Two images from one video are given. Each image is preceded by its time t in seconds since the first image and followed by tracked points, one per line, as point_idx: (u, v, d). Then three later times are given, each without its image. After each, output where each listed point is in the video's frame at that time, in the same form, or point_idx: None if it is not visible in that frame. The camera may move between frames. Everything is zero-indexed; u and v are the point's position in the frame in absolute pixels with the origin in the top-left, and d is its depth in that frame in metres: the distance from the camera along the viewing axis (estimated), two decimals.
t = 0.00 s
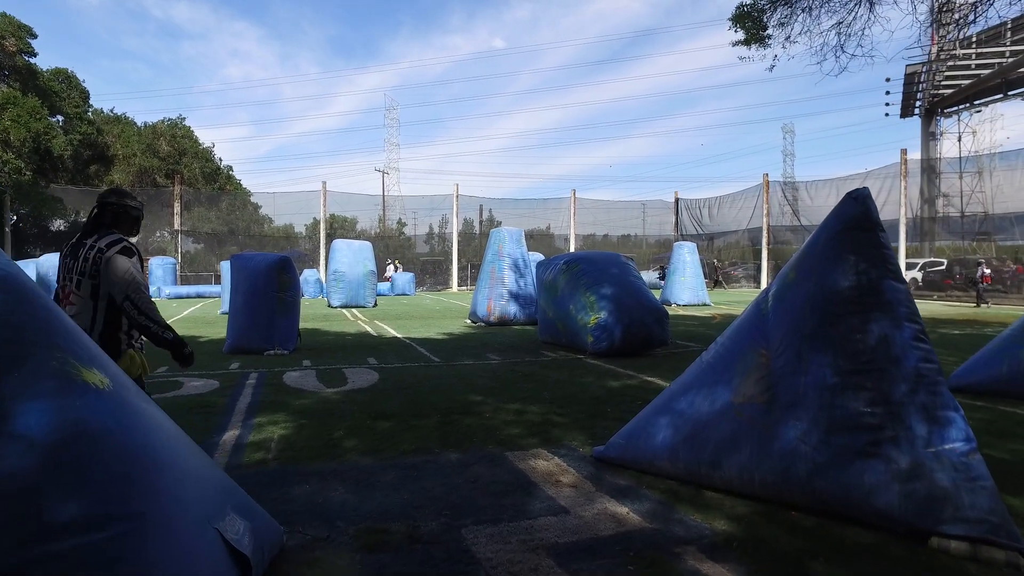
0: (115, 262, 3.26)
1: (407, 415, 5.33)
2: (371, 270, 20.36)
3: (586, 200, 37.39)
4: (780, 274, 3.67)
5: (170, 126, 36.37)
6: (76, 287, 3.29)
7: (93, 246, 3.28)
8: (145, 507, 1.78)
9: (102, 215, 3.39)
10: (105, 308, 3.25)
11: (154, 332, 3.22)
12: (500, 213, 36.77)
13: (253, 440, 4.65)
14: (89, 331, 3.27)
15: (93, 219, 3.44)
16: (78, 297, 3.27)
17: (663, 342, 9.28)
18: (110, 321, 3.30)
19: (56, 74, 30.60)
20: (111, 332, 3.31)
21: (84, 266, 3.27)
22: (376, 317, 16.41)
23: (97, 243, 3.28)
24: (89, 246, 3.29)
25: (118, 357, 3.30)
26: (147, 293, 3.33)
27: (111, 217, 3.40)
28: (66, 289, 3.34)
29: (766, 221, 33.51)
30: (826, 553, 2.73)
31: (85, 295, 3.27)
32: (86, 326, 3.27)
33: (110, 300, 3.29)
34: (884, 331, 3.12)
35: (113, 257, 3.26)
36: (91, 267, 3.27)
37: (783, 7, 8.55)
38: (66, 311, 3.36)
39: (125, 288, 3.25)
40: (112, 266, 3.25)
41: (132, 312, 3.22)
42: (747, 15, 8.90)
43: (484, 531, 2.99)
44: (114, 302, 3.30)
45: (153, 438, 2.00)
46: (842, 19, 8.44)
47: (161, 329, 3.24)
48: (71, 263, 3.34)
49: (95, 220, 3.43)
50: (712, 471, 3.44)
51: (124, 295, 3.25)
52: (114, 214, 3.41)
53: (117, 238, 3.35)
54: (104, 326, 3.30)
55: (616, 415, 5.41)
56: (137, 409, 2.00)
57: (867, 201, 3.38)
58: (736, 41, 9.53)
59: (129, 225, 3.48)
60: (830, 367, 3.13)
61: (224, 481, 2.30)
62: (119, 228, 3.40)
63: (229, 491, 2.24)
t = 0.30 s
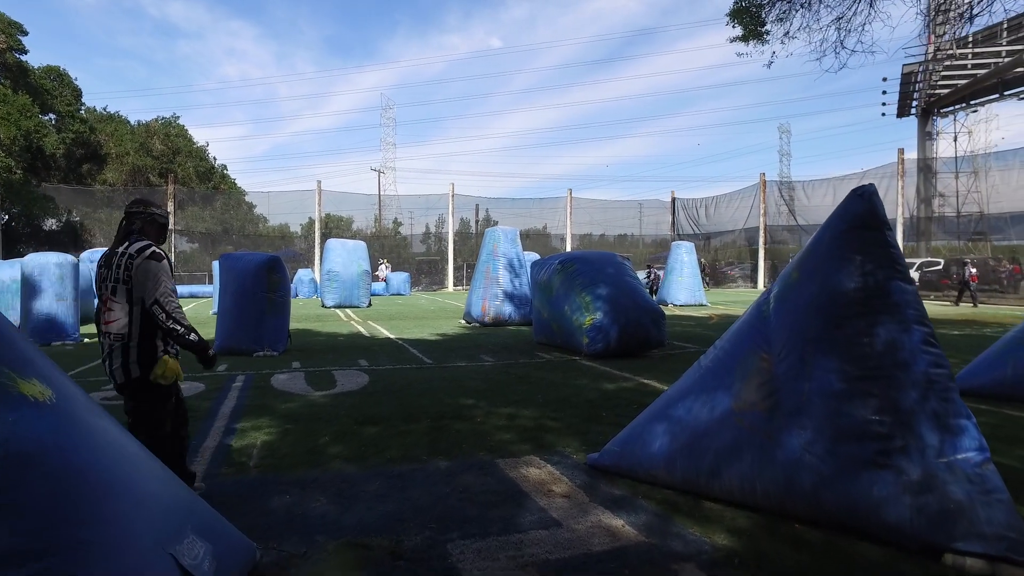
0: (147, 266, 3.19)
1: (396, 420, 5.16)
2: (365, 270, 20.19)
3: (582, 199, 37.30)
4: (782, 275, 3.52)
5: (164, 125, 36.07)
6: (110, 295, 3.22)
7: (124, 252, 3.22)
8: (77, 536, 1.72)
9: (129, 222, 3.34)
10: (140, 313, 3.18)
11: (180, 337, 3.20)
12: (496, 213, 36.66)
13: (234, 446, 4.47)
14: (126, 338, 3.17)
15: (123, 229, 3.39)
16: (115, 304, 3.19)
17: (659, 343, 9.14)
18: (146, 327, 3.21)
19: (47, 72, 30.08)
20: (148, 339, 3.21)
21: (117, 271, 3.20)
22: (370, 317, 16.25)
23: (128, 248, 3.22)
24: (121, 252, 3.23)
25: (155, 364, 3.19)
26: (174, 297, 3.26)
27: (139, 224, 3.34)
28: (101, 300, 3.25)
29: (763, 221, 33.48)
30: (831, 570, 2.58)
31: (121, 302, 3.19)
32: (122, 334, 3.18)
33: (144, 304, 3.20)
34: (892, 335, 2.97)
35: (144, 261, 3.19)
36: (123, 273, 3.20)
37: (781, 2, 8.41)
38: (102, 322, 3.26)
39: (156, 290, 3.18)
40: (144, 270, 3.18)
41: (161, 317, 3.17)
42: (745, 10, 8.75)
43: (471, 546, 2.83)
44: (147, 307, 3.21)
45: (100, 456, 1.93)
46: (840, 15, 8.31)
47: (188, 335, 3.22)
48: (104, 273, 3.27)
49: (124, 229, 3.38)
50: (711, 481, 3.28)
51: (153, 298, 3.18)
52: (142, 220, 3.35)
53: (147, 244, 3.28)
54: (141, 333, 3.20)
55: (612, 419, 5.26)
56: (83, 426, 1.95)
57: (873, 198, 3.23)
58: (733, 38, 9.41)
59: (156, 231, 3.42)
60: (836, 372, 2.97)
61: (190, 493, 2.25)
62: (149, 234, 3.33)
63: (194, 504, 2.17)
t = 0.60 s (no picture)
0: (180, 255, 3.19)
1: (387, 425, 4.95)
2: (357, 268, 19.96)
3: (577, 198, 37.14)
4: (794, 274, 3.33)
5: (155, 123, 35.68)
6: (138, 283, 3.14)
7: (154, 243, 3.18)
8: None
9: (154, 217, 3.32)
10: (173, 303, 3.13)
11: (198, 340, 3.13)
12: (491, 212, 36.46)
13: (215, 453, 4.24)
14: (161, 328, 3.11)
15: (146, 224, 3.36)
16: (143, 293, 3.12)
17: (657, 344, 8.96)
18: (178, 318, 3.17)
19: (35, 68, 29.70)
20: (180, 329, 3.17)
21: (146, 261, 3.15)
22: (363, 316, 16.03)
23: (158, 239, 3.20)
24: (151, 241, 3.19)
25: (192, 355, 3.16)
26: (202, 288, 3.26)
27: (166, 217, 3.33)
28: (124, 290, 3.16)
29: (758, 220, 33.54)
30: None
31: (151, 291, 3.12)
32: (155, 323, 3.11)
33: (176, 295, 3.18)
34: (913, 338, 2.78)
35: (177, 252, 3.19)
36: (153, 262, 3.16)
37: None
38: (125, 314, 3.15)
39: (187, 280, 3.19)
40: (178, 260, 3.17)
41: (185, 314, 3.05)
42: (746, 3, 8.56)
43: (464, 566, 2.63)
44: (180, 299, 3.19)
45: (39, 483, 1.79)
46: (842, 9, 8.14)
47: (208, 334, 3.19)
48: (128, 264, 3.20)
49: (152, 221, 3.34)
50: (719, 493, 3.08)
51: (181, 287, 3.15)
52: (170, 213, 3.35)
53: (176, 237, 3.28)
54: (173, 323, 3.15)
55: (613, 424, 5.06)
56: (23, 450, 1.82)
57: (891, 191, 3.03)
58: (733, 32, 9.24)
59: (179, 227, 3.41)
60: (854, 378, 2.78)
61: (151, 515, 2.10)
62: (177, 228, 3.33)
63: (151, 529, 2.00)
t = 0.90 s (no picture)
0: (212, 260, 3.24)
1: (370, 432, 4.74)
2: (344, 268, 19.69)
3: (566, 198, 37.01)
4: (800, 274, 3.17)
5: (138, 120, 35.12)
6: (168, 288, 3.16)
7: (184, 247, 3.21)
8: None
9: (178, 220, 3.33)
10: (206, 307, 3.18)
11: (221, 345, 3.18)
12: (479, 211, 36.24)
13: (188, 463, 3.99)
14: (195, 332, 3.16)
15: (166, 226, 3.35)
16: (176, 298, 3.16)
17: (649, 345, 8.79)
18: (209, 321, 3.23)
19: (13, 63, 30.00)
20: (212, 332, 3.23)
21: (178, 265, 3.17)
22: (349, 317, 15.78)
23: (188, 243, 3.22)
24: (181, 247, 3.21)
25: (222, 354, 3.22)
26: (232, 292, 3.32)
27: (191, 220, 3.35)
28: (152, 294, 3.18)
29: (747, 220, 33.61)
30: None
31: (185, 296, 3.17)
32: (190, 327, 3.15)
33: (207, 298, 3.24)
34: (930, 343, 2.62)
35: (209, 257, 3.23)
36: (185, 267, 3.19)
37: None
38: (152, 318, 3.16)
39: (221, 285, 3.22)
40: (211, 265, 3.22)
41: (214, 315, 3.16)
42: None
43: None
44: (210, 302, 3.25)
45: None
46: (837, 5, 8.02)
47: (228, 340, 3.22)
48: (154, 268, 3.20)
49: (176, 226, 3.34)
50: (722, 508, 2.90)
51: (213, 293, 3.19)
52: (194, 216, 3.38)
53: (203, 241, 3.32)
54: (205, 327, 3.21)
55: (606, 431, 4.88)
56: None
57: (902, 187, 2.88)
58: (726, 29, 9.11)
59: (199, 228, 3.43)
60: (869, 387, 2.61)
61: (97, 556, 2.06)
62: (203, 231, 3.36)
63: (92, 566, 1.96)
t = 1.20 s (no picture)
0: (232, 257, 3.20)
1: (360, 439, 4.51)
2: (336, 267, 19.41)
3: (560, 197, 36.83)
4: (817, 273, 2.95)
5: (129, 117, 34.74)
6: (182, 282, 3.12)
7: (204, 242, 3.16)
8: None
9: (195, 210, 3.24)
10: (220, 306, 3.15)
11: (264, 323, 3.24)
12: (473, 211, 35.99)
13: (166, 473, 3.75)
14: (205, 329, 3.12)
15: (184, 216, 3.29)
16: (190, 294, 3.12)
17: (648, 346, 8.57)
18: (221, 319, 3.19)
19: None
20: (222, 330, 3.19)
21: (195, 261, 3.12)
22: (341, 317, 15.51)
23: (208, 238, 3.18)
24: (202, 242, 3.16)
25: (228, 352, 3.17)
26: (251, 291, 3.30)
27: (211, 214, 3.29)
28: (164, 286, 3.13)
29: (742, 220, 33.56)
30: None
31: (199, 292, 3.12)
32: (200, 324, 3.12)
33: (223, 295, 3.21)
34: (965, 349, 2.43)
35: (230, 254, 3.20)
36: (203, 264, 3.14)
37: None
38: (163, 311, 3.12)
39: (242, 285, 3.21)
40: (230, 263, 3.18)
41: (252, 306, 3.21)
42: None
43: None
44: (225, 300, 3.22)
45: None
46: None
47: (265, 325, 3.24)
48: (168, 260, 3.14)
49: (188, 217, 3.24)
50: (737, 526, 2.70)
51: (242, 290, 3.21)
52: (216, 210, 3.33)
53: (223, 236, 3.27)
54: (216, 324, 3.18)
55: (607, 437, 4.66)
56: None
57: (933, 178, 2.66)
58: (726, 22, 8.93)
59: (218, 222, 3.38)
60: (899, 396, 2.42)
61: None
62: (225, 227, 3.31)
63: None
